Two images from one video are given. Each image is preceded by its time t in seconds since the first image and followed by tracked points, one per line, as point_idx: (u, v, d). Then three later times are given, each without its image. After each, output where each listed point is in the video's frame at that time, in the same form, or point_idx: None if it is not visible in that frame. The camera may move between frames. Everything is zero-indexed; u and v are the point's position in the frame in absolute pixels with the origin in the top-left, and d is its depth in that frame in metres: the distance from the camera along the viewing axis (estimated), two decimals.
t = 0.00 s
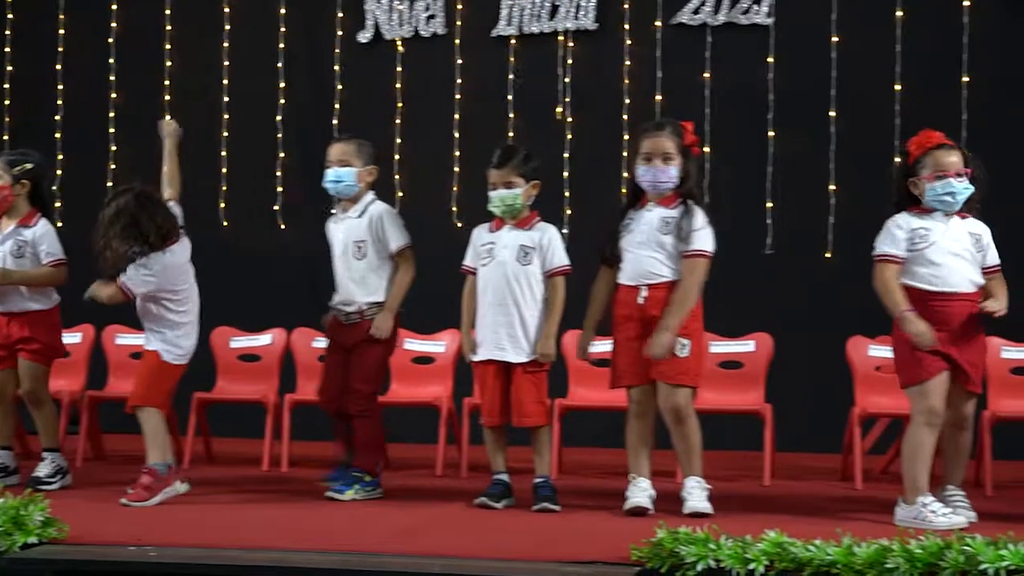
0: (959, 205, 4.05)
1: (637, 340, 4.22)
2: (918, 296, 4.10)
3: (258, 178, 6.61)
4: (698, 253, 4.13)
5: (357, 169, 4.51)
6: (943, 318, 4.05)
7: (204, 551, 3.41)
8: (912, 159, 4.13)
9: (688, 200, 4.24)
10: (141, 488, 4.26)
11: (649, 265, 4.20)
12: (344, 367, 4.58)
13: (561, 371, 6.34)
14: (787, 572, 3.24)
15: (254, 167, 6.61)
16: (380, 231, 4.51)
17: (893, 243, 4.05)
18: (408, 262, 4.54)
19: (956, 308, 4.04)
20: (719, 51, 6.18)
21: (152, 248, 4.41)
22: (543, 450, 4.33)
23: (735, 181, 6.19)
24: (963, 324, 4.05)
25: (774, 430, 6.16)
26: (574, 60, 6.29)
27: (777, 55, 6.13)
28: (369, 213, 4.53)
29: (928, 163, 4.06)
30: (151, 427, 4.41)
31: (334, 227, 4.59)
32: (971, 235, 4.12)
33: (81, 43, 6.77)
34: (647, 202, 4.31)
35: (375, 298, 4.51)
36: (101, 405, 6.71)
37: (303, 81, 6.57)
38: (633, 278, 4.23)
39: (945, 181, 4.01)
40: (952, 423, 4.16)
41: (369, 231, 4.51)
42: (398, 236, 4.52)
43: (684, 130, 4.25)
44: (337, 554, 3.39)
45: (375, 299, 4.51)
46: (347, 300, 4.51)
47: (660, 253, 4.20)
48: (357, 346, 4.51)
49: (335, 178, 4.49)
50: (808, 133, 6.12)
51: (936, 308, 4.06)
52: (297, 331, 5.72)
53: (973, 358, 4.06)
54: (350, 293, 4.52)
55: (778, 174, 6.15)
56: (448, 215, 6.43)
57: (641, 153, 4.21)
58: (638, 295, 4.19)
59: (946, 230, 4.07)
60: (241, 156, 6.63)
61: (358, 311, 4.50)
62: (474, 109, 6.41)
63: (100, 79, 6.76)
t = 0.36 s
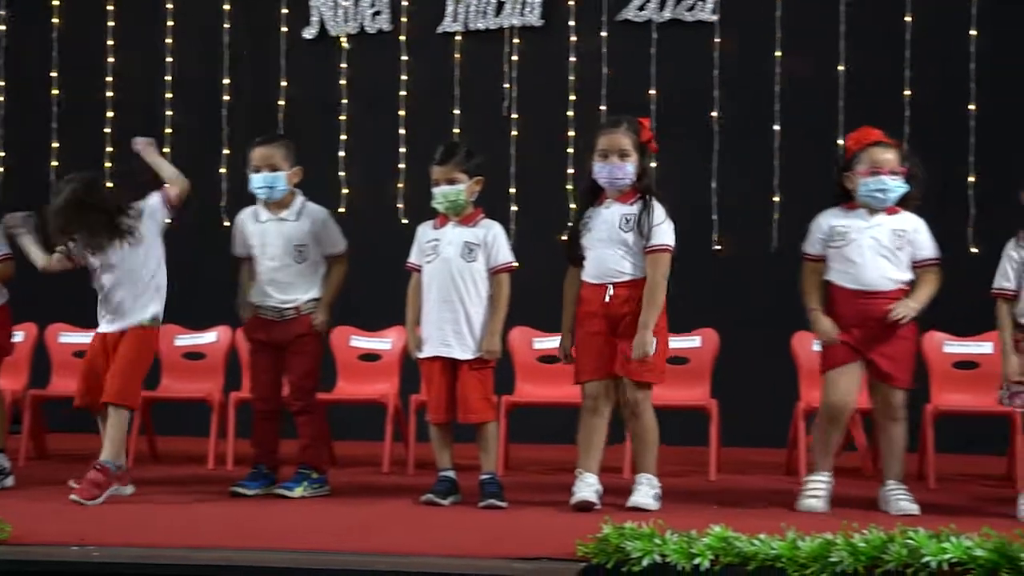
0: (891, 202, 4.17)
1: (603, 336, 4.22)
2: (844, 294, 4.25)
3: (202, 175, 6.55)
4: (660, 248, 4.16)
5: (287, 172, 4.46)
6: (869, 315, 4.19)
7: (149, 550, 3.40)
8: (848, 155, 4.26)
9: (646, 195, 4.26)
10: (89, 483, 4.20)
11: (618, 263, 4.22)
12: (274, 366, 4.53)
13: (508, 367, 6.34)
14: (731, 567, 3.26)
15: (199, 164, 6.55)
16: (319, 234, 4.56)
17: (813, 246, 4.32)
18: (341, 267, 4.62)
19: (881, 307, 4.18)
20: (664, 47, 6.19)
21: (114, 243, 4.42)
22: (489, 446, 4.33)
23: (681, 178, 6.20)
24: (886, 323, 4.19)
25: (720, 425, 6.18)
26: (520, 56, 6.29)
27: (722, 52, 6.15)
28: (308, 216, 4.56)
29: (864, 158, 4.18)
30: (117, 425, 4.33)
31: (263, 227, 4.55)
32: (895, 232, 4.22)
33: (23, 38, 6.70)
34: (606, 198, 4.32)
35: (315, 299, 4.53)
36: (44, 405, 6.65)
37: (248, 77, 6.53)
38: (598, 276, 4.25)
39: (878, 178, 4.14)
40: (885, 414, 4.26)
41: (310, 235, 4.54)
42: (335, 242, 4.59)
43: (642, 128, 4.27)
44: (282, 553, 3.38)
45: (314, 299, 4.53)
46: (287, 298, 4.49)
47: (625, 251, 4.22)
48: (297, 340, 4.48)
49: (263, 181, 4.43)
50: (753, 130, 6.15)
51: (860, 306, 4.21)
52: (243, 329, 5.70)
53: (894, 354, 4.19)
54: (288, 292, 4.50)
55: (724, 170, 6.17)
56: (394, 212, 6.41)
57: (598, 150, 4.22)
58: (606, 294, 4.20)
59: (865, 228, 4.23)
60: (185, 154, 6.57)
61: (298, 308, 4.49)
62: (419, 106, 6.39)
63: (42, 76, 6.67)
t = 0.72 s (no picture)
0: (798, 198, 4.30)
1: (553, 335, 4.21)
2: (754, 289, 4.32)
3: (141, 174, 6.47)
4: (621, 249, 4.32)
5: (233, 168, 4.43)
6: (781, 311, 4.28)
7: (89, 552, 3.38)
8: (757, 154, 4.38)
9: (600, 200, 4.34)
10: (143, 477, 4.38)
11: (578, 265, 4.22)
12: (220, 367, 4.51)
13: (450, 365, 6.33)
14: (672, 563, 3.27)
15: (138, 163, 6.48)
16: (266, 233, 4.53)
17: (724, 242, 4.37)
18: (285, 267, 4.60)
19: (793, 304, 4.28)
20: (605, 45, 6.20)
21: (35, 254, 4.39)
22: (431, 444, 4.33)
23: (623, 176, 6.22)
24: (797, 320, 4.29)
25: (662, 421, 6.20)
26: (461, 54, 6.29)
27: (663, 49, 6.17)
28: (254, 214, 4.53)
29: (773, 156, 4.31)
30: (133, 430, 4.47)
31: (208, 225, 4.51)
32: (808, 230, 4.33)
33: None
34: (553, 195, 4.31)
35: (261, 298, 4.50)
36: None
37: (188, 75, 6.46)
38: (553, 274, 4.22)
39: (787, 175, 4.26)
40: (806, 410, 4.33)
41: (257, 233, 4.51)
42: (281, 241, 4.57)
43: (584, 123, 4.30)
44: (223, 554, 3.37)
45: (261, 299, 4.51)
46: (234, 298, 4.46)
47: (588, 250, 4.25)
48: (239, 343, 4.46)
49: (208, 179, 4.40)
50: (694, 128, 6.17)
51: (774, 302, 4.29)
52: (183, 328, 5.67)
53: (809, 353, 4.28)
54: (236, 291, 4.47)
55: (665, 168, 6.19)
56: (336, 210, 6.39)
57: (544, 148, 4.23)
58: (571, 291, 4.19)
59: (779, 225, 4.32)
60: (123, 152, 6.49)
61: (244, 307, 4.47)
62: (361, 103, 6.37)
63: None
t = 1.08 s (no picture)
0: (755, 198, 4.33)
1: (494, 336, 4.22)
2: (718, 286, 4.34)
3: (87, 174, 6.42)
4: (563, 253, 4.32)
5: (203, 163, 4.41)
6: (735, 307, 4.30)
7: (36, 556, 3.36)
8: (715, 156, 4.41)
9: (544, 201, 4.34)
10: (101, 481, 4.34)
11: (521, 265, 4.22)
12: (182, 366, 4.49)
13: (400, 365, 6.32)
14: (622, 562, 3.27)
15: (85, 163, 6.43)
16: (238, 234, 4.51)
17: (688, 238, 4.36)
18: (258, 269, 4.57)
19: (753, 299, 4.31)
20: (554, 46, 6.21)
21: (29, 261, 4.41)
22: (381, 445, 4.33)
23: (573, 177, 6.23)
24: (752, 315, 4.30)
25: (611, 421, 6.22)
26: (410, 54, 6.28)
27: (612, 49, 6.19)
28: (227, 214, 4.51)
29: (729, 157, 4.34)
30: (84, 436, 4.47)
31: (180, 223, 4.51)
32: (769, 229, 4.37)
33: None
34: (497, 195, 4.32)
35: (228, 299, 4.48)
36: None
37: (135, 74, 6.41)
38: (496, 274, 4.22)
39: (744, 176, 4.29)
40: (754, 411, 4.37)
41: (228, 232, 4.49)
42: (254, 243, 4.54)
43: (530, 124, 4.31)
44: (171, 556, 3.36)
45: (228, 302, 4.49)
46: (201, 299, 4.44)
47: (531, 251, 4.26)
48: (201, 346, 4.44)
49: (178, 176, 4.40)
50: (643, 129, 6.19)
51: (732, 297, 4.31)
52: (131, 330, 5.64)
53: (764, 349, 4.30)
54: (203, 292, 4.45)
55: (615, 168, 6.20)
56: (285, 210, 6.36)
57: (493, 148, 4.21)
58: (511, 292, 4.19)
59: (742, 223, 4.36)
60: (70, 152, 6.44)
61: (211, 311, 4.45)
62: (310, 102, 6.35)
63: None
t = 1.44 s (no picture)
0: (730, 198, 4.31)
1: (445, 337, 4.23)
2: (685, 287, 4.36)
3: (32, 176, 6.37)
4: (517, 247, 4.22)
5: (124, 163, 4.38)
6: (705, 308, 4.32)
7: None
8: (686, 161, 4.41)
9: (500, 198, 4.29)
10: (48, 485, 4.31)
11: (471, 264, 4.21)
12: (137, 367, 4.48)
13: (349, 367, 6.31)
14: (569, 563, 3.27)
15: (29, 163, 6.37)
16: (174, 231, 4.45)
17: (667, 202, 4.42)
18: (199, 264, 4.53)
19: (721, 302, 4.32)
20: (502, 47, 6.21)
21: None
22: (329, 447, 4.32)
23: (521, 177, 6.23)
24: (704, 316, 4.32)
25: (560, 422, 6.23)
26: (357, 56, 6.27)
27: (559, 51, 6.20)
28: (163, 212, 4.45)
29: (701, 160, 4.34)
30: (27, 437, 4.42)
31: (117, 224, 4.46)
32: (740, 231, 4.37)
33: None
34: (456, 196, 4.32)
35: (172, 297, 4.44)
36: None
37: (79, 75, 6.36)
38: (447, 274, 4.24)
39: (717, 176, 4.27)
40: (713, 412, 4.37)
41: (164, 231, 4.44)
42: (191, 239, 4.49)
43: (489, 124, 4.30)
44: (116, 560, 3.34)
45: (175, 299, 4.45)
46: (144, 300, 4.41)
47: (477, 250, 4.23)
48: (155, 346, 4.42)
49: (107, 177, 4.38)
50: (590, 130, 6.20)
51: (699, 298, 4.33)
52: (76, 332, 5.60)
53: (726, 351, 4.31)
54: (147, 292, 4.41)
55: (562, 169, 6.21)
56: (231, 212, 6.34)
57: (452, 149, 4.21)
58: (454, 293, 4.20)
59: (712, 224, 4.36)
60: (14, 153, 6.38)
61: (157, 309, 4.42)
62: (257, 104, 6.32)
63: None
